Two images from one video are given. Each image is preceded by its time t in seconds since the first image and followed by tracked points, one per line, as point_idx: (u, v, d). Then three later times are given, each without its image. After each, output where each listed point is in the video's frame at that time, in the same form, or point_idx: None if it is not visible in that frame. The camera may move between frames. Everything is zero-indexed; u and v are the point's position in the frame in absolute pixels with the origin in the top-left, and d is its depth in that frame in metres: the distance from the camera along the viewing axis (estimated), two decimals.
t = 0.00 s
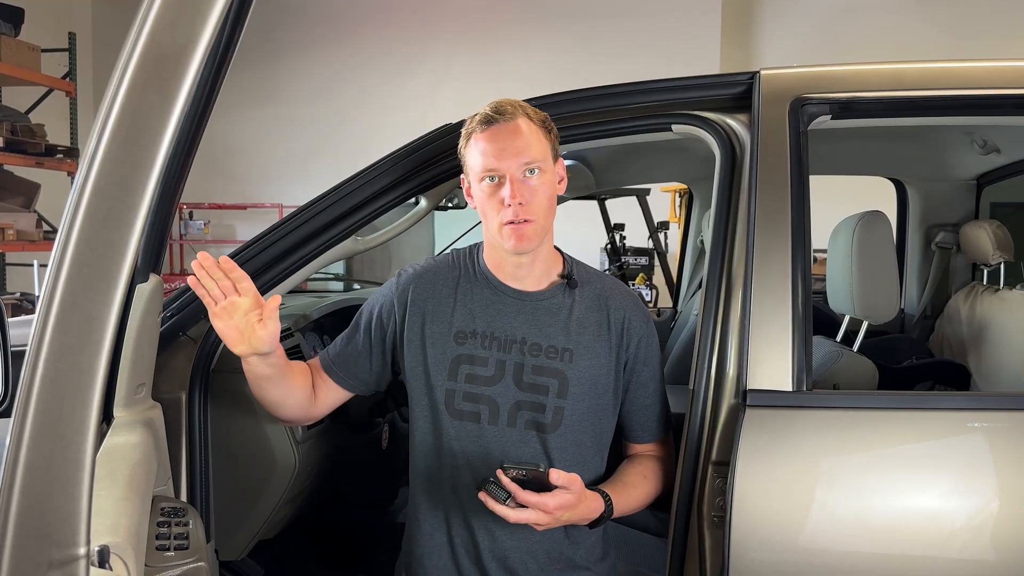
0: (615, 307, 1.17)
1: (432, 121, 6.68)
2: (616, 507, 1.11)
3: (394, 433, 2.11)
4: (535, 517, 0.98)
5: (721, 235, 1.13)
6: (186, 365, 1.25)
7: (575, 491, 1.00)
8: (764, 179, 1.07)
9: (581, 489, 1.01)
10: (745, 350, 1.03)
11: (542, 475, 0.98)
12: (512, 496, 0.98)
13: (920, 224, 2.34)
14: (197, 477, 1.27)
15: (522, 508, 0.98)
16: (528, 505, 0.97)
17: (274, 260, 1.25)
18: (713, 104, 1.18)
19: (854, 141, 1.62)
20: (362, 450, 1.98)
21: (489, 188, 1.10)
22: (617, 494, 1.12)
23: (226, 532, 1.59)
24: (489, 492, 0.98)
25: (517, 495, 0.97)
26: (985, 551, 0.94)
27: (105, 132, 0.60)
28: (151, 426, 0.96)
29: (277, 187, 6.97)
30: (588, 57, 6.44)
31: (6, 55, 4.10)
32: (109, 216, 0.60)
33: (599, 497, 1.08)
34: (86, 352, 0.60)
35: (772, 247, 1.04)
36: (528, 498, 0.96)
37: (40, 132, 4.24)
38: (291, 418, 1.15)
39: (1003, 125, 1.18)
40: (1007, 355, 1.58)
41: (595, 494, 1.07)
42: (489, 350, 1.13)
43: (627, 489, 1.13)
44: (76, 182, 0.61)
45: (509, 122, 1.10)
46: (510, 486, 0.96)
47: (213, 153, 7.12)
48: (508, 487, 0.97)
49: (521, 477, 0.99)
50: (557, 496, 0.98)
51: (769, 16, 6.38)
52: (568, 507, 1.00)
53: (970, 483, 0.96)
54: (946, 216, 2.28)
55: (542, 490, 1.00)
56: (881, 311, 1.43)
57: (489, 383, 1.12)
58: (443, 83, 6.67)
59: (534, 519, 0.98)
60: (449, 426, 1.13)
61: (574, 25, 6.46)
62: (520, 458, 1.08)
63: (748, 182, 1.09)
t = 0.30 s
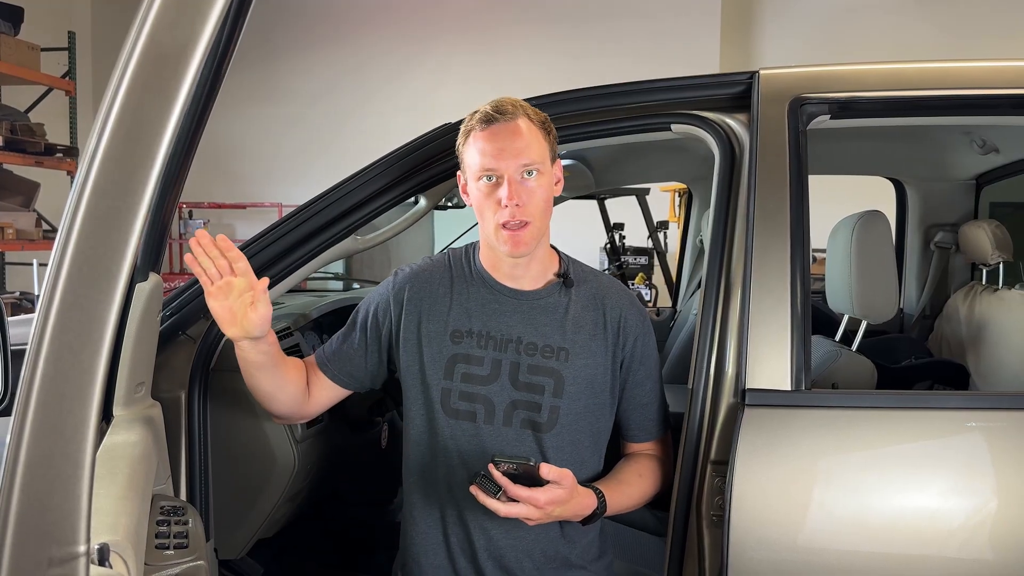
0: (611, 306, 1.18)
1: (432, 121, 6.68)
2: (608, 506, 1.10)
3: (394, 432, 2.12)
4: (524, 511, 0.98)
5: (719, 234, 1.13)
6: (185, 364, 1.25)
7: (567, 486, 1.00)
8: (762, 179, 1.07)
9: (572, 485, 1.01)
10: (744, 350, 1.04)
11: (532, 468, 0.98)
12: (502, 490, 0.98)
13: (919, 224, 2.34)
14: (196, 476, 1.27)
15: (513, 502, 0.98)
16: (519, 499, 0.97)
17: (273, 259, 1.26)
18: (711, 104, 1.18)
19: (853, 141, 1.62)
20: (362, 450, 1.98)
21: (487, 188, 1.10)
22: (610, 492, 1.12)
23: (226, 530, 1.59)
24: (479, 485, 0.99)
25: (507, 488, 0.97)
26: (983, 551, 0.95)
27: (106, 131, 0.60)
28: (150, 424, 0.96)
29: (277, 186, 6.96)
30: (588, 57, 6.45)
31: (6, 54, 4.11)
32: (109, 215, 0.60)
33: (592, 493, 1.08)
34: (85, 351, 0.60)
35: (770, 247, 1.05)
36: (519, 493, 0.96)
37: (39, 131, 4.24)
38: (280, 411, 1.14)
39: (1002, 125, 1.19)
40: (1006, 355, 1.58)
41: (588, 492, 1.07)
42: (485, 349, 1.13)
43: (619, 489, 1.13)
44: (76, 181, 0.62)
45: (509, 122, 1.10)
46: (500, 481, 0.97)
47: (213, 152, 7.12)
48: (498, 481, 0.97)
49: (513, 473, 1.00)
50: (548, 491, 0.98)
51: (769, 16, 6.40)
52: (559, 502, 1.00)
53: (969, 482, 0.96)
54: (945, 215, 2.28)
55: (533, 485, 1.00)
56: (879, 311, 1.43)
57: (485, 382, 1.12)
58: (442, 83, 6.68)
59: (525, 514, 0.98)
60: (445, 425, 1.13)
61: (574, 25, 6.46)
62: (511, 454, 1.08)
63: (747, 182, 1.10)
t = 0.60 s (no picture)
0: (607, 305, 1.18)
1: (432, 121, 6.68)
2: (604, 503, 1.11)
3: (393, 432, 2.13)
4: (518, 511, 0.98)
5: (717, 234, 1.14)
6: (184, 364, 1.25)
7: (561, 485, 0.99)
8: (760, 179, 1.07)
9: (566, 483, 1.00)
10: (743, 349, 1.04)
11: (527, 468, 0.98)
12: (496, 489, 0.98)
13: (918, 224, 2.34)
14: (196, 475, 1.27)
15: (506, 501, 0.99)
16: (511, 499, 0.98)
17: (272, 259, 1.26)
18: (711, 104, 1.18)
19: (853, 141, 1.63)
20: (362, 449, 1.98)
21: (488, 184, 1.10)
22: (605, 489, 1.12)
23: (226, 530, 1.59)
24: (473, 485, 0.99)
25: (501, 488, 0.97)
26: (982, 551, 0.95)
27: (105, 131, 0.60)
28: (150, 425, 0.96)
29: (277, 186, 6.96)
30: (587, 57, 6.45)
31: (5, 53, 4.10)
32: (109, 215, 0.60)
33: (587, 492, 1.08)
34: (86, 351, 0.60)
35: (769, 247, 1.05)
36: (513, 491, 0.97)
37: (39, 131, 4.23)
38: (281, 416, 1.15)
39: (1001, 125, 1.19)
40: (1006, 355, 1.59)
41: (583, 490, 1.07)
42: (481, 349, 1.13)
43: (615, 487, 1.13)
44: (76, 182, 0.62)
45: (506, 119, 1.11)
46: (494, 480, 0.97)
47: (213, 152, 7.12)
48: (492, 481, 0.97)
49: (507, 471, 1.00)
50: (540, 492, 0.98)
51: (770, 16, 6.44)
52: (553, 501, 1.00)
53: (969, 482, 0.97)
54: (944, 215, 2.28)
55: (528, 483, 1.00)
56: (879, 311, 1.43)
57: (482, 382, 1.12)
58: (442, 82, 6.68)
59: (519, 512, 0.98)
60: (443, 425, 1.13)
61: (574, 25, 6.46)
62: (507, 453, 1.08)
63: (747, 182, 1.10)
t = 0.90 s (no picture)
0: (605, 305, 1.18)
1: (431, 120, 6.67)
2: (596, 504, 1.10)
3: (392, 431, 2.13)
4: (510, 509, 0.97)
5: (716, 234, 1.14)
6: (183, 365, 1.25)
7: (553, 484, 1.00)
8: (759, 178, 1.07)
9: (559, 482, 1.01)
10: (742, 349, 1.04)
11: (519, 465, 0.98)
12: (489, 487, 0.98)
13: (918, 223, 2.33)
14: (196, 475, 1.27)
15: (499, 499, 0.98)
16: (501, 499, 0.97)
17: (271, 259, 1.26)
18: (710, 104, 1.18)
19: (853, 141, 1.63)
20: (361, 449, 1.98)
21: (497, 166, 1.10)
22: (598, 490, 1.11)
23: (225, 530, 1.59)
24: (466, 483, 0.98)
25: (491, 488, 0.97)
26: (981, 550, 0.95)
27: (103, 128, 0.60)
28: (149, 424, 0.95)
29: (276, 185, 6.96)
30: (587, 57, 6.45)
31: (5, 52, 4.10)
32: (107, 214, 0.60)
33: (580, 492, 1.08)
34: (82, 352, 0.60)
35: (769, 247, 1.04)
36: (506, 489, 0.96)
37: (38, 130, 4.22)
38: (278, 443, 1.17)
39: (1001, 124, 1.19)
40: (1005, 355, 1.59)
41: (575, 490, 1.07)
42: (479, 349, 1.13)
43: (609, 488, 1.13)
44: (74, 180, 0.61)
45: (525, 109, 1.13)
46: (488, 478, 0.96)
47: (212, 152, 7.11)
48: (485, 479, 0.96)
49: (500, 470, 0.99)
50: (528, 492, 0.97)
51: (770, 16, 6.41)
52: (546, 499, 1.00)
53: (969, 482, 0.96)
54: (943, 215, 2.28)
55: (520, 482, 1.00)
56: (878, 311, 1.43)
57: (480, 382, 1.12)
58: (441, 82, 6.67)
59: (511, 511, 0.98)
60: (440, 425, 1.12)
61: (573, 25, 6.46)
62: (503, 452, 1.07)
63: (746, 181, 1.09)
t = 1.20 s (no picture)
0: (604, 303, 1.18)
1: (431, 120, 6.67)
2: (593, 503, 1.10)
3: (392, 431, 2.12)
4: (503, 507, 0.97)
5: (716, 234, 1.13)
6: (183, 365, 1.24)
7: (547, 481, 0.99)
8: (759, 178, 1.07)
9: (552, 481, 1.00)
10: (742, 349, 1.04)
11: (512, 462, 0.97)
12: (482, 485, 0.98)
13: (918, 223, 2.33)
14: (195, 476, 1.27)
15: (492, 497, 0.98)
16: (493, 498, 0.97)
17: (271, 258, 1.26)
18: (710, 103, 1.18)
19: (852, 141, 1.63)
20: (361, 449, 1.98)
21: (499, 162, 1.10)
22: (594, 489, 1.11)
23: (224, 531, 1.58)
24: (460, 480, 0.99)
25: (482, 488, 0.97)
26: (981, 550, 0.95)
27: (102, 128, 0.60)
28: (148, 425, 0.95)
29: (276, 185, 6.95)
30: (587, 57, 6.45)
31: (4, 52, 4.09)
32: (105, 214, 0.60)
33: (575, 490, 1.08)
34: (83, 351, 0.60)
35: (768, 247, 1.04)
36: (498, 487, 0.96)
37: (38, 130, 4.21)
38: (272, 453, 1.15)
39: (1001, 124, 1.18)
40: (1005, 355, 1.59)
41: (570, 489, 1.06)
42: (479, 348, 1.13)
43: (607, 488, 1.12)
44: (72, 180, 0.61)
45: (533, 109, 1.13)
46: (480, 476, 0.97)
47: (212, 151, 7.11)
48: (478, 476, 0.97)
49: (493, 468, 1.00)
50: (521, 492, 0.97)
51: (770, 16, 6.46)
52: (539, 498, 0.99)
53: (969, 482, 0.96)
54: (944, 215, 2.28)
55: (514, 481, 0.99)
56: (878, 311, 1.43)
57: (480, 381, 1.12)
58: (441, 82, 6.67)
59: (504, 509, 0.97)
60: (441, 424, 1.12)
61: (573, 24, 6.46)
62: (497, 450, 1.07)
63: (746, 180, 1.09)
